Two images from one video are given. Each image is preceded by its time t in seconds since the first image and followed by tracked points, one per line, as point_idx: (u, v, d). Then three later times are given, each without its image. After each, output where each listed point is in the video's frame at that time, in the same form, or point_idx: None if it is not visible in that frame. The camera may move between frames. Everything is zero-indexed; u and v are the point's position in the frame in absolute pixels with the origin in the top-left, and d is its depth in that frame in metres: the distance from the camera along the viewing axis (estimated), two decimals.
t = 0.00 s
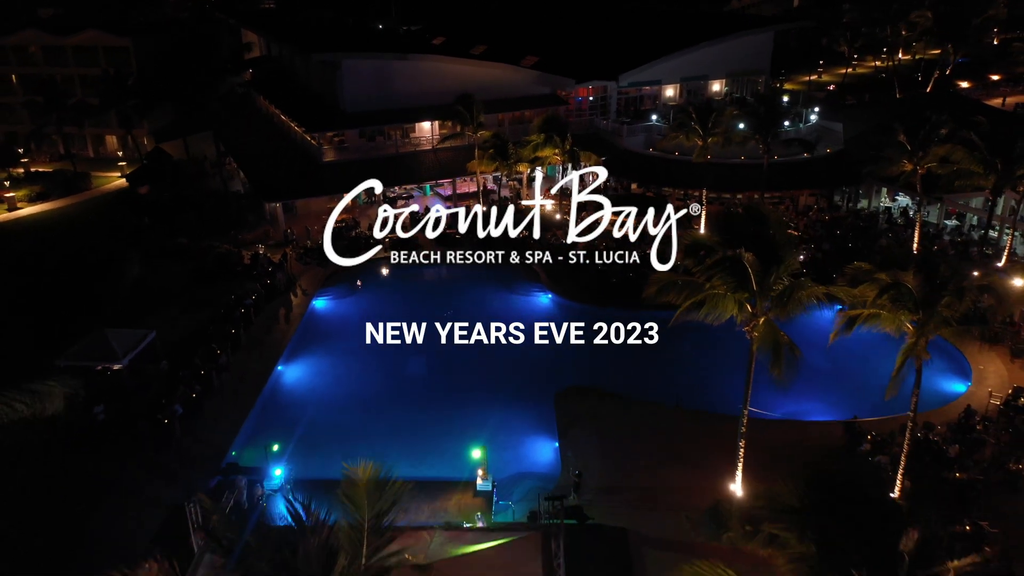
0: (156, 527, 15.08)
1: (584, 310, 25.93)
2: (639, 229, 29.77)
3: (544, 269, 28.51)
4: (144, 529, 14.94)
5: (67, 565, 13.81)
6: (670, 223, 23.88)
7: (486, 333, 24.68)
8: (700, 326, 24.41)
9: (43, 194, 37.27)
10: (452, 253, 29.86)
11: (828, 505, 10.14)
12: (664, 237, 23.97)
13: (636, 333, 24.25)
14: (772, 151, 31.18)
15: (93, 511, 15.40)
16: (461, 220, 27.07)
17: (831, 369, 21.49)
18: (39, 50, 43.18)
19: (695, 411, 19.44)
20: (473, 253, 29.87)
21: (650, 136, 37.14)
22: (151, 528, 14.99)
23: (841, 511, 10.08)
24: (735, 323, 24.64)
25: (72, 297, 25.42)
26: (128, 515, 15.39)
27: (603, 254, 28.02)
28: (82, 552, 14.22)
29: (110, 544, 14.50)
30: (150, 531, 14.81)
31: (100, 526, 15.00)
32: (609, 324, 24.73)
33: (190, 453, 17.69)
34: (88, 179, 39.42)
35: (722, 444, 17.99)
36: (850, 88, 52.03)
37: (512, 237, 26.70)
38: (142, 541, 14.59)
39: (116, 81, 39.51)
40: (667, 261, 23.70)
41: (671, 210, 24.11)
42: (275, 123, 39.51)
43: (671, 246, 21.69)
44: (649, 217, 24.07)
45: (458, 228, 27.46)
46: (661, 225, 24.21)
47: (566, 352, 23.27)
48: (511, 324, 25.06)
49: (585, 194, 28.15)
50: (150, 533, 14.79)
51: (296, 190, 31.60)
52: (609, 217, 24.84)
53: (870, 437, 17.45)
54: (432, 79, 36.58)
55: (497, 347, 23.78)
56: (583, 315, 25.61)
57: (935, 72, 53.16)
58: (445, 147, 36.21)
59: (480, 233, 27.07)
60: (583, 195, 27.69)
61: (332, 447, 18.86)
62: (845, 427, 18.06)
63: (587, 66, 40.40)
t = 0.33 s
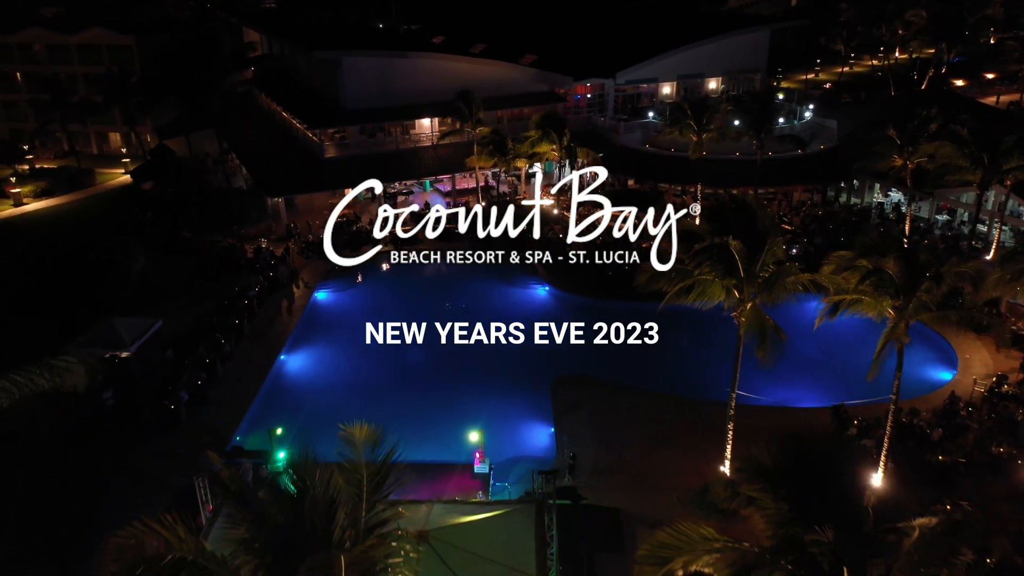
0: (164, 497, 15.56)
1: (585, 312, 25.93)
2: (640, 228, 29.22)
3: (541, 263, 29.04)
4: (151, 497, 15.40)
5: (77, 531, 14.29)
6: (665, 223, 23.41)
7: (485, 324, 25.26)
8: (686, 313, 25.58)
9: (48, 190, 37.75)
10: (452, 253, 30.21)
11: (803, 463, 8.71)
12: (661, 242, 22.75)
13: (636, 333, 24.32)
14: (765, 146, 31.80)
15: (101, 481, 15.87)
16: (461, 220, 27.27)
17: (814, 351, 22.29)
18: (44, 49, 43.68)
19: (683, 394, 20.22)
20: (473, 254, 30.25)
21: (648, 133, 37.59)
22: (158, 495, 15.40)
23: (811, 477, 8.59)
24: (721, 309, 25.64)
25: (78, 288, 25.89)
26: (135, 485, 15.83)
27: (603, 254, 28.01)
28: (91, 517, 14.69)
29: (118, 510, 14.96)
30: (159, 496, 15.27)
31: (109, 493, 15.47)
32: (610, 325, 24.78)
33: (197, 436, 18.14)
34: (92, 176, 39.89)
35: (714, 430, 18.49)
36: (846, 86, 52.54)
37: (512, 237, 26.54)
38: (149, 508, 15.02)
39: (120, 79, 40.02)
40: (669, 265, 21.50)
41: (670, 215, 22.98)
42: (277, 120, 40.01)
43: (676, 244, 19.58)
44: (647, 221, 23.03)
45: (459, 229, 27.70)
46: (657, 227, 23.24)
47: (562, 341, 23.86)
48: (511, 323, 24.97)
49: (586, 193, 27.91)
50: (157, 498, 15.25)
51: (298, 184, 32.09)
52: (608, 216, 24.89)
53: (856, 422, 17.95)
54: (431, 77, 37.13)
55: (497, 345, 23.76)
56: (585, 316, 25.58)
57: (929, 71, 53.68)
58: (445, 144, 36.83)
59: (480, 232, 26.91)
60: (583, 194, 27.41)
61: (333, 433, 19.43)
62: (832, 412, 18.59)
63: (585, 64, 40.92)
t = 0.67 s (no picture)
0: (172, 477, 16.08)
1: (584, 313, 25.76)
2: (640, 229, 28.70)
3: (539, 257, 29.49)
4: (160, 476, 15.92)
5: (89, 509, 14.84)
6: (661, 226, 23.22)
7: (483, 315, 25.83)
8: (675, 300, 26.36)
9: (53, 186, 38.30)
10: (452, 253, 30.11)
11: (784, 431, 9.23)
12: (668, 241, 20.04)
13: (636, 333, 24.14)
14: (758, 141, 32.31)
15: (111, 462, 16.40)
16: (461, 220, 27.49)
17: (799, 334, 23.05)
18: (49, 47, 44.24)
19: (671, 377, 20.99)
20: (472, 254, 30.16)
21: (644, 129, 38.21)
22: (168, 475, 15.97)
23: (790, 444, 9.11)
24: (712, 298, 26.48)
25: (85, 281, 26.42)
26: (144, 466, 16.36)
27: (603, 254, 28.33)
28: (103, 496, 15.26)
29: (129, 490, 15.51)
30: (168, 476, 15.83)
31: (119, 473, 16.02)
32: (610, 325, 24.56)
33: (203, 420, 18.62)
34: (97, 172, 40.46)
35: (706, 416, 19.00)
36: (842, 84, 53.05)
37: (512, 237, 26.68)
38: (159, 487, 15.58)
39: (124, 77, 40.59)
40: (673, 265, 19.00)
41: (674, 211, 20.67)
42: (278, 117, 40.58)
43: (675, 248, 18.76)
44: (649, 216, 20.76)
45: (459, 228, 28.02)
46: (662, 224, 20.98)
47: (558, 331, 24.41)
48: (511, 324, 24.84)
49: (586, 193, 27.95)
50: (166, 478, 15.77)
51: (301, 180, 32.65)
52: (607, 216, 25.08)
53: (844, 409, 18.44)
54: (431, 74, 37.72)
55: (496, 345, 23.68)
56: (584, 317, 25.44)
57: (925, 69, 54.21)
58: (445, 140, 37.42)
59: (480, 232, 27.12)
60: (583, 194, 27.43)
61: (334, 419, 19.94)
62: (821, 398, 19.09)
63: (583, 63, 41.47)
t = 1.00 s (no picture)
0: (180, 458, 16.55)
1: (584, 314, 25.62)
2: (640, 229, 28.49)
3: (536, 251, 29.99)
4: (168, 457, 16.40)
5: (99, 492, 15.35)
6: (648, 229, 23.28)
7: (481, 307, 26.38)
8: (668, 292, 26.97)
9: (58, 182, 38.84)
10: (452, 253, 30.34)
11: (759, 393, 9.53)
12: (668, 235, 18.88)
13: (637, 334, 24.10)
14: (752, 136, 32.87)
15: (119, 448, 16.86)
16: (461, 220, 27.82)
17: (787, 322, 23.64)
18: (53, 45, 44.75)
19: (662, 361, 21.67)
20: (472, 254, 30.33)
21: (640, 127, 38.92)
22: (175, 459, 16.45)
23: (764, 411, 9.34)
24: (703, 289, 27.16)
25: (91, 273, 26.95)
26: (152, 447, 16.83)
27: (603, 254, 28.85)
28: (112, 481, 15.75)
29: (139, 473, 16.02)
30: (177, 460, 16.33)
31: (129, 458, 16.51)
32: (610, 325, 24.45)
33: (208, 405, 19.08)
34: (101, 168, 40.98)
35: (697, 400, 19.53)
36: (838, 82, 53.52)
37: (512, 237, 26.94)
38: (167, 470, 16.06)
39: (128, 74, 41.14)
40: (670, 262, 18.33)
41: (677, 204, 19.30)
42: (280, 115, 41.13)
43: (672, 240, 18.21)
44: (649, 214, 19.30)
45: (459, 228, 28.41)
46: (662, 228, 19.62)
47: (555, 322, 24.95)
48: (511, 324, 24.79)
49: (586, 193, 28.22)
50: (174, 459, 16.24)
51: (303, 175, 33.18)
52: (607, 217, 25.26)
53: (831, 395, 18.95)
54: (431, 72, 38.25)
55: (496, 345, 23.64)
56: (584, 318, 25.25)
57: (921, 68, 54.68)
58: (445, 137, 37.97)
59: (480, 232, 27.51)
60: (582, 194, 27.67)
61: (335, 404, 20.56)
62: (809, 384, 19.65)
63: (581, 61, 41.99)
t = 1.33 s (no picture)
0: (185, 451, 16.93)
1: (583, 314, 25.94)
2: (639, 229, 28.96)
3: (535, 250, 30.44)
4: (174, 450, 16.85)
5: (107, 482, 15.81)
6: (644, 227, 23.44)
7: (479, 305, 26.89)
8: (663, 290, 27.50)
9: (62, 184, 39.39)
10: (452, 254, 30.87)
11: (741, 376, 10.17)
12: (663, 238, 18.55)
13: (636, 333, 24.53)
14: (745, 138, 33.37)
15: (126, 440, 17.29)
16: (461, 220, 28.32)
17: (780, 317, 24.03)
18: (59, 49, 45.34)
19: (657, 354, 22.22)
20: (472, 255, 30.83)
21: (637, 129, 39.70)
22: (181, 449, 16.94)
23: (742, 383, 9.97)
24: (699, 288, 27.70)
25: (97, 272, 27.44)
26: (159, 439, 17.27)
27: (603, 255, 29.27)
28: (120, 470, 16.23)
29: (146, 462, 16.51)
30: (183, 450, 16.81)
31: (136, 448, 16.99)
32: (609, 325, 24.85)
33: (213, 397, 19.55)
34: (105, 170, 41.54)
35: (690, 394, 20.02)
36: (834, 86, 54.02)
37: (512, 237, 27.40)
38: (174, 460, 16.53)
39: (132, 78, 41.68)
40: (669, 262, 17.88)
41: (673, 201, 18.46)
42: (282, 118, 41.69)
43: (668, 241, 18.00)
44: (650, 211, 18.71)
45: (458, 228, 28.92)
46: (663, 222, 18.56)
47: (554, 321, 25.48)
48: (511, 324, 25.17)
49: (586, 194, 28.67)
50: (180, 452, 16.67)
51: (304, 176, 33.66)
52: (607, 217, 25.64)
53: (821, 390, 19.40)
54: (431, 75, 38.87)
55: (496, 345, 23.97)
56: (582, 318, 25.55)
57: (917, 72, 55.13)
58: (444, 139, 38.56)
59: (480, 232, 28.00)
60: (582, 195, 28.12)
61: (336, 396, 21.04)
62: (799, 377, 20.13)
63: (579, 64, 42.52)
